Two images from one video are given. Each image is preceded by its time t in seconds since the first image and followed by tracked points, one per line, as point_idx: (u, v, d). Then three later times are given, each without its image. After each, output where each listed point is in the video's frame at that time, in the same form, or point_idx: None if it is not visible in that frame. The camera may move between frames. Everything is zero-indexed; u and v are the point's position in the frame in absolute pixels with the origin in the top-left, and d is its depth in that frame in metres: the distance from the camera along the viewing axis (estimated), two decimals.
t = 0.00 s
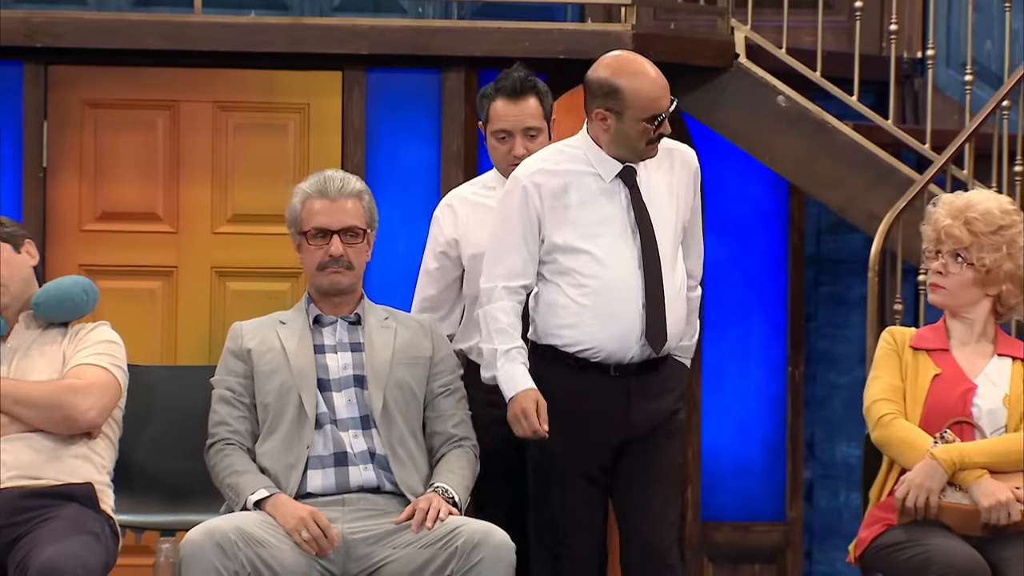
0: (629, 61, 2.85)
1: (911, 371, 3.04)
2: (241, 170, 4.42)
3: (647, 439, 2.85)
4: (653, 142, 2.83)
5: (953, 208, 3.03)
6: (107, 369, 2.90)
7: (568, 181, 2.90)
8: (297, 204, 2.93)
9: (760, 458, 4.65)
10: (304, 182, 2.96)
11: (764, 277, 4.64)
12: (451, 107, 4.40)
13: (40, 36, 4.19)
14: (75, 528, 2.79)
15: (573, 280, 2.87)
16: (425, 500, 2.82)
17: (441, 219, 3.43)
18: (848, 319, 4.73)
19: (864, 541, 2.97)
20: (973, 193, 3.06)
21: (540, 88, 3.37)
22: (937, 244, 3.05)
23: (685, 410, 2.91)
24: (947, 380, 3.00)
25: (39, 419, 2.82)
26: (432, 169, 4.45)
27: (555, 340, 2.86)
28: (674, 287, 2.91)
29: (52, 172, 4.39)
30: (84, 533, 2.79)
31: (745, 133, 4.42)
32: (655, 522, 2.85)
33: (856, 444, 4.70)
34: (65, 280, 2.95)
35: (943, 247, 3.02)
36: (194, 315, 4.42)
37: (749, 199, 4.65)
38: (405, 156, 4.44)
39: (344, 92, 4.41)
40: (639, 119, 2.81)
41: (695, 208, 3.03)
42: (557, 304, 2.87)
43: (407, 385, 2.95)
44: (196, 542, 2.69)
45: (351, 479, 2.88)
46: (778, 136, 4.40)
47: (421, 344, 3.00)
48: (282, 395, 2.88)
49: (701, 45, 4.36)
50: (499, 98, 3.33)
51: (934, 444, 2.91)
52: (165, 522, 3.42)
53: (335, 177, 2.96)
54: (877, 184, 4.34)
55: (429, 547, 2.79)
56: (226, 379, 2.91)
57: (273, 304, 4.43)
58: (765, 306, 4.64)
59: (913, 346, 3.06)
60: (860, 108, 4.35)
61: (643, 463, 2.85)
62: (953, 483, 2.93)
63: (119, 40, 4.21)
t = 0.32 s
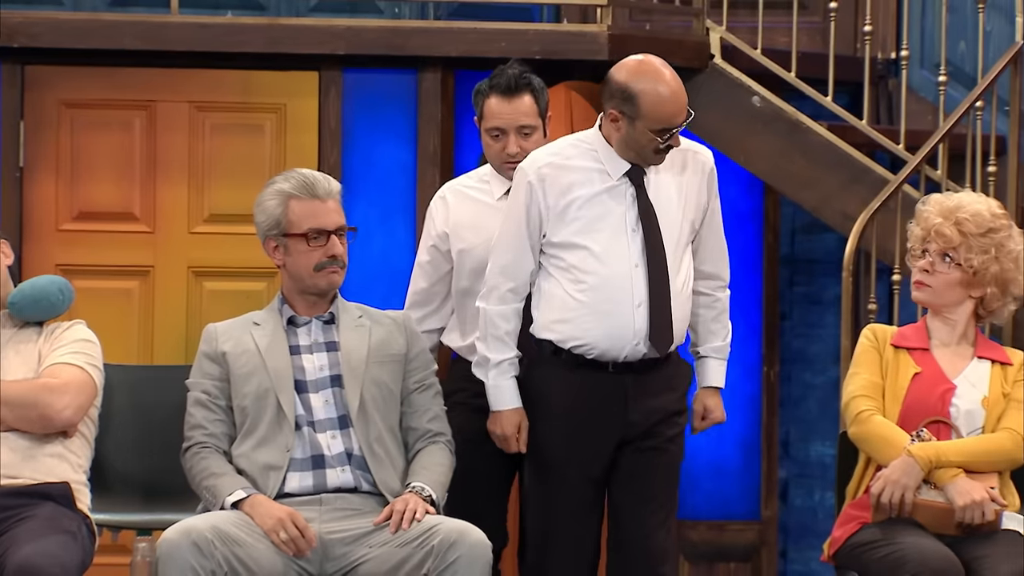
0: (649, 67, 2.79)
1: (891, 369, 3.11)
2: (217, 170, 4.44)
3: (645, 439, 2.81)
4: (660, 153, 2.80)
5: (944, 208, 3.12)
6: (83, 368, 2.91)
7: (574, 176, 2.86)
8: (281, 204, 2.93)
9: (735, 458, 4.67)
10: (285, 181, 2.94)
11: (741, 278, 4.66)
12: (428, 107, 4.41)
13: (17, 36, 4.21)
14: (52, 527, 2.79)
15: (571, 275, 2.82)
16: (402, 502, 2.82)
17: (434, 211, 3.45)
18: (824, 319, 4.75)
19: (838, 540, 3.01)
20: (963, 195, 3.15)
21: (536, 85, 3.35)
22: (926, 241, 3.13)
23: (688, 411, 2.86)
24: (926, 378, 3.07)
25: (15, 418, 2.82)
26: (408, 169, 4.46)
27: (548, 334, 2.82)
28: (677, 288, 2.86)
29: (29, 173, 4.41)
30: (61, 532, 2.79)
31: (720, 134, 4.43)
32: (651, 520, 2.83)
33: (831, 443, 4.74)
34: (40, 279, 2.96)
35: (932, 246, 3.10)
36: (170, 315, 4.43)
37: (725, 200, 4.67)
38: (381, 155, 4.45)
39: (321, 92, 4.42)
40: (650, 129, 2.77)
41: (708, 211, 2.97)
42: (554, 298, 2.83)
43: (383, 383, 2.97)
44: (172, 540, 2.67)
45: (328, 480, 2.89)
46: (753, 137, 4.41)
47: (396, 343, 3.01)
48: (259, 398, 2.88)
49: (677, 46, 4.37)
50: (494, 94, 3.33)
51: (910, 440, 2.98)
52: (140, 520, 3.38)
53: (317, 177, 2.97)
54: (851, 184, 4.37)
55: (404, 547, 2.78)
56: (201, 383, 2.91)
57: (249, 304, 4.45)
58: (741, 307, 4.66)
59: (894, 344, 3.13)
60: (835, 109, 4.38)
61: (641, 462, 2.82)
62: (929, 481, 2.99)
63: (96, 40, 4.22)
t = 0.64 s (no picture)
0: (606, 63, 2.76)
1: (857, 370, 3.08)
2: (183, 171, 4.46)
3: (619, 437, 2.77)
4: (566, 138, 2.79)
5: (911, 209, 3.08)
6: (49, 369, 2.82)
7: (549, 171, 2.89)
8: (244, 208, 2.90)
9: (701, 458, 4.71)
10: (249, 184, 2.90)
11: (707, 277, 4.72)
12: (394, 108, 4.42)
13: None
14: (16, 527, 2.74)
15: (534, 269, 2.84)
16: (368, 502, 2.80)
17: (390, 214, 3.42)
18: (788, 319, 4.84)
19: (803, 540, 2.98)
20: (931, 196, 3.11)
21: (491, 86, 3.36)
22: (892, 243, 3.09)
23: (662, 416, 2.80)
24: (892, 379, 3.04)
25: None
26: (375, 170, 4.47)
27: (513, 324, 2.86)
28: (639, 285, 2.80)
29: None
30: (25, 532, 2.74)
31: (687, 134, 4.43)
32: (631, 519, 2.79)
33: (796, 443, 4.82)
34: (5, 278, 2.86)
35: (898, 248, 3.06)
36: (136, 315, 4.45)
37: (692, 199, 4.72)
38: (348, 156, 4.46)
39: (287, 93, 4.43)
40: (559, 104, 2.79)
41: (693, 216, 2.87)
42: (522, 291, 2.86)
43: (349, 385, 2.93)
44: (139, 540, 2.64)
45: (294, 482, 2.86)
46: (717, 137, 4.41)
47: (360, 342, 2.96)
48: (224, 402, 2.85)
49: (642, 47, 4.36)
50: (448, 96, 3.34)
51: (875, 440, 2.95)
52: (105, 521, 3.38)
53: (281, 179, 2.93)
54: (816, 185, 4.37)
55: (370, 547, 2.76)
56: (165, 386, 2.87)
57: (215, 304, 4.46)
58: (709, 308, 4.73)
59: (860, 345, 3.10)
60: (800, 110, 4.39)
61: (613, 463, 2.78)
62: (892, 479, 2.96)
63: (62, 41, 4.22)
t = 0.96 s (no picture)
0: (546, 55, 2.84)
1: (839, 372, 3.09)
2: (168, 174, 4.48)
3: (590, 441, 2.75)
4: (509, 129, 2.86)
5: (885, 215, 3.08)
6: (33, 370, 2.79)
7: (514, 175, 2.96)
8: (223, 211, 2.88)
9: (683, 459, 4.84)
10: (229, 187, 2.89)
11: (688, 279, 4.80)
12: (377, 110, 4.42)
13: None
14: None
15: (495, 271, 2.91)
16: (351, 504, 2.80)
17: (348, 218, 3.42)
18: (771, 321, 4.88)
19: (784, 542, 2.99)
20: (904, 198, 3.11)
21: (442, 77, 3.36)
22: (868, 249, 3.10)
23: (630, 418, 2.78)
24: (873, 381, 3.04)
25: None
26: (359, 173, 4.49)
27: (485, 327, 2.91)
28: (585, 280, 2.80)
29: None
30: (8, 535, 2.75)
31: (671, 137, 4.44)
32: (604, 524, 2.75)
33: (778, 445, 4.87)
34: None
35: (873, 254, 3.07)
36: (120, 318, 4.48)
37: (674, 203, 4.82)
38: (332, 158, 4.47)
39: (271, 95, 4.44)
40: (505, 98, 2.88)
41: (645, 210, 2.83)
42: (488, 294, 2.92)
43: (331, 387, 2.92)
44: (122, 542, 2.65)
45: (277, 484, 2.86)
46: (701, 140, 4.42)
47: (343, 344, 2.96)
48: (208, 406, 2.83)
49: (625, 50, 4.35)
50: (401, 90, 3.32)
51: (857, 442, 2.94)
52: (89, 523, 3.38)
53: (262, 182, 2.91)
54: (799, 188, 4.39)
55: (354, 548, 2.76)
56: (148, 389, 2.85)
57: (199, 306, 4.50)
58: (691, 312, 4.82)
59: (841, 348, 3.11)
60: (783, 113, 4.41)
61: (583, 468, 2.75)
62: (874, 481, 2.96)
63: (46, 43, 4.21)
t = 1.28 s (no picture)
0: (502, 59, 2.80)
1: (839, 374, 3.09)
2: (167, 176, 4.49)
3: (551, 443, 2.76)
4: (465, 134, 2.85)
5: (875, 221, 3.08)
6: (33, 371, 2.79)
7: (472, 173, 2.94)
8: (217, 215, 2.88)
9: (682, 460, 4.84)
10: (223, 190, 2.89)
11: (687, 281, 4.82)
12: (377, 113, 4.43)
13: None
14: None
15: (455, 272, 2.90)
16: (352, 504, 2.81)
17: (353, 217, 3.40)
18: (770, 323, 4.90)
19: (783, 543, 2.99)
20: (892, 202, 3.11)
21: (440, 80, 3.36)
22: (862, 257, 3.10)
23: (595, 416, 2.78)
24: (873, 383, 3.05)
25: None
26: (359, 175, 4.49)
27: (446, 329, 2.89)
28: (545, 281, 2.79)
29: None
30: (8, 535, 2.76)
31: (670, 139, 4.45)
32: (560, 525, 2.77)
33: (777, 447, 4.89)
34: None
35: (867, 262, 3.07)
36: (120, 320, 4.49)
37: (674, 205, 4.82)
38: (332, 161, 4.48)
39: (271, 98, 4.45)
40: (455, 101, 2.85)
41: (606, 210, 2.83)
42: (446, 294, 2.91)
43: (330, 389, 2.91)
44: (122, 543, 2.66)
45: (278, 486, 2.86)
46: (700, 142, 4.43)
47: (342, 346, 2.96)
48: (207, 409, 2.84)
49: (624, 52, 4.35)
50: (397, 91, 3.34)
51: (856, 444, 2.95)
52: (90, 524, 3.40)
53: (257, 185, 2.91)
54: (798, 190, 4.39)
55: (354, 550, 2.77)
56: (148, 391, 2.86)
57: (199, 308, 4.51)
58: (688, 312, 4.82)
59: (840, 350, 3.11)
60: (782, 115, 4.41)
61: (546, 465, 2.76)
62: (873, 483, 2.97)
63: (45, 45, 4.21)
